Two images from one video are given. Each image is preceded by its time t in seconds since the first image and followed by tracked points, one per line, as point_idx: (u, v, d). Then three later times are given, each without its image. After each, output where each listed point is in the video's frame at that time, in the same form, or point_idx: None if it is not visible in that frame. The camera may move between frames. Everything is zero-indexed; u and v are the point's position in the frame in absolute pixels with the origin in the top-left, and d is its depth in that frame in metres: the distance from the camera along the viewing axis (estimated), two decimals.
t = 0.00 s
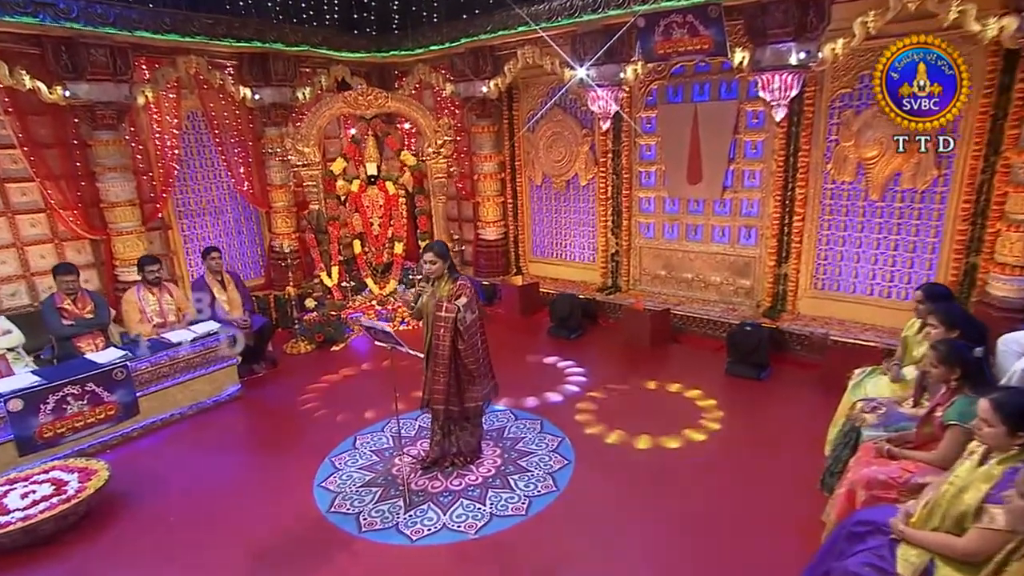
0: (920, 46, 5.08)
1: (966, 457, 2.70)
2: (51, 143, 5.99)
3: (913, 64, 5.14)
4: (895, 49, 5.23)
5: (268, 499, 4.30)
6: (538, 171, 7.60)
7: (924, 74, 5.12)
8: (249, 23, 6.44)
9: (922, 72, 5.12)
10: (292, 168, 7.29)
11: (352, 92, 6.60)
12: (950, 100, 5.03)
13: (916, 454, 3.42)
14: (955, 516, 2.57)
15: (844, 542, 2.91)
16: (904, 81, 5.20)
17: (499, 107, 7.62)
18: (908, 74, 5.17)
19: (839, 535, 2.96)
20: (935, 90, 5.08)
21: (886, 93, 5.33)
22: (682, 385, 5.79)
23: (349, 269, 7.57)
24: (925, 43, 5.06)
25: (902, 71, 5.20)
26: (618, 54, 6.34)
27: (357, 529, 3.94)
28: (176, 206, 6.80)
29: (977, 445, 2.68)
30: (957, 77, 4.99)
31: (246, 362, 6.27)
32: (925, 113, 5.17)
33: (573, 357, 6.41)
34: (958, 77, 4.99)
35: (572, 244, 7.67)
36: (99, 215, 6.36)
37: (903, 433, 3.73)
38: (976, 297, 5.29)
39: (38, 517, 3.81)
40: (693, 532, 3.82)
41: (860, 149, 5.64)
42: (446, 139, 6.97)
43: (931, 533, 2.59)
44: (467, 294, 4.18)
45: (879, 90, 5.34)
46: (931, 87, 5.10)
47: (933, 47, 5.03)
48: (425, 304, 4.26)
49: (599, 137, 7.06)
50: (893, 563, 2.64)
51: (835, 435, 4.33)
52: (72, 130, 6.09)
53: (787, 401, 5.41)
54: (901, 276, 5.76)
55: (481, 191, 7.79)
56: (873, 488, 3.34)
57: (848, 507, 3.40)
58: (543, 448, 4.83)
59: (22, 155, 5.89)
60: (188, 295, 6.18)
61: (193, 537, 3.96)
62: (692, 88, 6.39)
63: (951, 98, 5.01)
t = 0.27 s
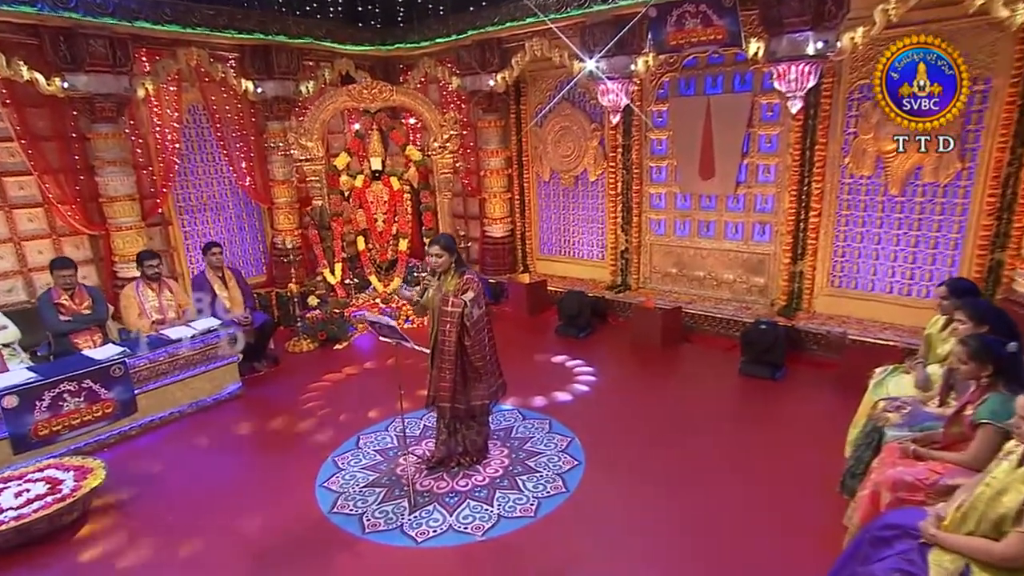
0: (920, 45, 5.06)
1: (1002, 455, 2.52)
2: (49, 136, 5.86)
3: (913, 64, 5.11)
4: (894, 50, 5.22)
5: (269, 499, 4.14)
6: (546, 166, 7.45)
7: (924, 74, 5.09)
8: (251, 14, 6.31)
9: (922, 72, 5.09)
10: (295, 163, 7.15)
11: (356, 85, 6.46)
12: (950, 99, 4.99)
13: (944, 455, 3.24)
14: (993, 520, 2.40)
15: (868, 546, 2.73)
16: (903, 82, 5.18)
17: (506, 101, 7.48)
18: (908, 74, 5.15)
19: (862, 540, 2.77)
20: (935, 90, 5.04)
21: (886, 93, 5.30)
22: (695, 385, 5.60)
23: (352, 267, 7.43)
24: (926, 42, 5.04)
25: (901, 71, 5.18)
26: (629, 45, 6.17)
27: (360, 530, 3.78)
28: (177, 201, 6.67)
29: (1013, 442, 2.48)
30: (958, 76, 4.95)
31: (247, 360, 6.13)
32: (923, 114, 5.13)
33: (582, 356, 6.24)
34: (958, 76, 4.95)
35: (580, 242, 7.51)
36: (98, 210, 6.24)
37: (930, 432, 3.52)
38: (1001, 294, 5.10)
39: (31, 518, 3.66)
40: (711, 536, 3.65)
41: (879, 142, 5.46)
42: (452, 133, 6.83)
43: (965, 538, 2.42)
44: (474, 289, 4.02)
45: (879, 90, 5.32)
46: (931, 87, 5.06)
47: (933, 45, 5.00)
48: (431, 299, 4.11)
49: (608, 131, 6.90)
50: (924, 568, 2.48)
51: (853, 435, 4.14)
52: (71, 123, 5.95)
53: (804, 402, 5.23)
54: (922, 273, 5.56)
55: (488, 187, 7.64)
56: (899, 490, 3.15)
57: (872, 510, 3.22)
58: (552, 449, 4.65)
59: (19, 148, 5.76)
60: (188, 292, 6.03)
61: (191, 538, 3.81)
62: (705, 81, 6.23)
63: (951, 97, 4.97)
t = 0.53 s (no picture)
0: (921, 45, 5.01)
1: None
2: (48, 126, 5.71)
3: (913, 64, 5.06)
4: (894, 50, 5.17)
5: (271, 499, 3.96)
6: (556, 160, 7.27)
7: (924, 75, 5.03)
8: (254, 3, 6.16)
9: (922, 72, 5.03)
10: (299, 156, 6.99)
11: (362, 76, 6.29)
12: (951, 98, 4.91)
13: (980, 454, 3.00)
14: None
15: (902, 550, 2.53)
16: (903, 81, 5.12)
17: (516, 93, 7.31)
18: (908, 74, 5.10)
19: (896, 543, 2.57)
20: (936, 90, 4.97)
21: (886, 93, 5.25)
22: (712, 384, 5.39)
23: (358, 263, 7.25)
24: (926, 42, 4.99)
25: (902, 71, 5.13)
26: (642, 33, 5.95)
27: (365, 531, 3.60)
28: (178, 194, 6.51)
29: None
30: (959, 76, 4.88)
31: (249, 357, 5.96)
32: (924, 115, 5.06)
33: (594, 354, 6.04)
34: (958, 76, 4.89)
35: (591, 237, 7.32)
36: (97, 203, 6.08)
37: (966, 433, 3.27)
38: None
39: (23, 517, 3.50)
40: (735, 539, 3.45)
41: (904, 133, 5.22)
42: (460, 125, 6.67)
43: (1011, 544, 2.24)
44: (483, 281, 3.83)
45: (878, 89, 5.28)
46: (931, 87, 4.99)
47: (934, 45, 4.95)
48: (438, 292, 3.93)
49: (621, 124, 6.70)
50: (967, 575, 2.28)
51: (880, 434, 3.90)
52: (70, 114, 5.81)
53: (827, 401, 5.02)
54: (949, 270, 5.31)
55: (497, 181, 7.46)
56: (932, 492, 2.90)
57: (903, 513, 3.01)
58: (564, 448, 4.45)
59: (17, 139, 5.61)
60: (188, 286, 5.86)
61: (187, 539, 3.63)
62: (721, 70, 6.03)
63: (952, 96, 4.89)
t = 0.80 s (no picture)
0: (921, 45, 4.93)
1: None
2: (47, 117, 5.56)
3: (913, 64, 4.97)
4: (894, 49, 5.08)
5: (272, 499, 3.77)
6: (568, 154, 7.07)
7: (924, 74, 4.94)
8: None
9: (922, 72, 4.94)
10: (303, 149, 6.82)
11: (368, 66, 6.12)
12: (951, 98, 4.82)
13: None
14: None
15: (941, 557, 2.22)
16: (904, 81, 5.04)
17: (527, 85, 7.12)
18: (908, 74, 5.01)
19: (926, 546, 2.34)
20: (936, 90, 4.88)
21: (886, 93, 5.17)
22: (731, 384, 5.17)
23: (363, 259, 7.07)
24: (926, 43, 4.90)
25: (902, 71, 5.04)
26: (659, 19, 5.77)
27: (371, 532, 3.43)
28: (179, 188, 6.35)
29: None
30: (960, 76, 4.79)
31: (251, 354, 5.78)
32: (924, 115, 4.98)
33: (607, 353, 5.82)
34: (958, 76, 4.79)
35: (603, 234, 7.12)
36: (96, 196, 5.91)
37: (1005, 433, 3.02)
38: None
39: (15, 517, 3.32)
40: (762, 546, 3.25)
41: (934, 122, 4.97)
42: (469, 117, 6.48)
43: None
44: (494, 274, 3.62)
45: (878, 89, 5.20)
46: (931, 87, 4.90)
47: (934, 45, 4.86)
48: (448, 284, 3.73)
49: (635, 116, 6.51)
50: None
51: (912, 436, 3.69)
52: (69, 104, 5.66)
53: (853, 402, 4.79)
54: (980, 265, 5.06)
55: (506, 175, 7.28)
56: (973, 496, 2.56)
57: (941, 518, 2.67)
58: (578, 449, 4.24)
59: (14, 130, 5.45)
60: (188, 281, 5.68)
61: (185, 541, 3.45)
62: (739, 59, 5.83)
63: (953, 97, 4.79)
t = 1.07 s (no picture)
0: (921, 44, 4.73)
1: None
2: (46, 110, 5.42)
3: (914, 63, 4.77)
4: (894, 48, 4.87)
5: (273, 502, 3.60)
6: (578, 150, 6.91)
7: (925, 74, 4.75)
8: None
9: (923, 71, 4.75)
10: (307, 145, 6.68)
11: (374, 60, 5.98)
12: (953, 97, 4.64)
13: None
14: None
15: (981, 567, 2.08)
16: (904, 80, 4.83)
17: (537, 79, 6.98)
18: (908, 74, 4.81)
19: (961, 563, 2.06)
20: (937, 89, 4.69)
21: (886, 93, 4.96)
22: (750, 385, 4.98)
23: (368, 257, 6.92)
24: (926, 42, 4.71)
25: (902, 70, 4.83)
26: (674, 10, 5.61)
27: (376, 536, 3.26)
28: (180, 183, 6.21)
29: None
30: (961, 75, 4.61)
31: (253, 354, 5.62)
32: (925, 114, 4.79)
33: (619, 353, 5.64)
34: (959, 76, 4.62)
35: (614, 231, 6.95)
36: (95, 192, 5.77)
37: None
38: None
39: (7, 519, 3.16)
40: (792, 554, 3.06)
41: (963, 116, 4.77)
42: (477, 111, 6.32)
43: None
44: (504, 269, 3.46)
45: (878, 89, 4.99)
46: (931, 87, 4.72)
47: (935, 44, 4.67)
48: (455, 279, 3.57)
49: (648, 110, 6.35)
50: None
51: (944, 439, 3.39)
52: (68, 97, 5.52)
53: (878, 403, 4.59)
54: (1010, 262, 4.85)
55: (515, 171, 7.13)
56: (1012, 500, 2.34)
57: (977, 525, 2.49)
58: (590, 451, 4.05)
59: (12, 123, 5.32)
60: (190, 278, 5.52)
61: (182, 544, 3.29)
62: (756, 50, 5.66)
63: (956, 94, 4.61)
